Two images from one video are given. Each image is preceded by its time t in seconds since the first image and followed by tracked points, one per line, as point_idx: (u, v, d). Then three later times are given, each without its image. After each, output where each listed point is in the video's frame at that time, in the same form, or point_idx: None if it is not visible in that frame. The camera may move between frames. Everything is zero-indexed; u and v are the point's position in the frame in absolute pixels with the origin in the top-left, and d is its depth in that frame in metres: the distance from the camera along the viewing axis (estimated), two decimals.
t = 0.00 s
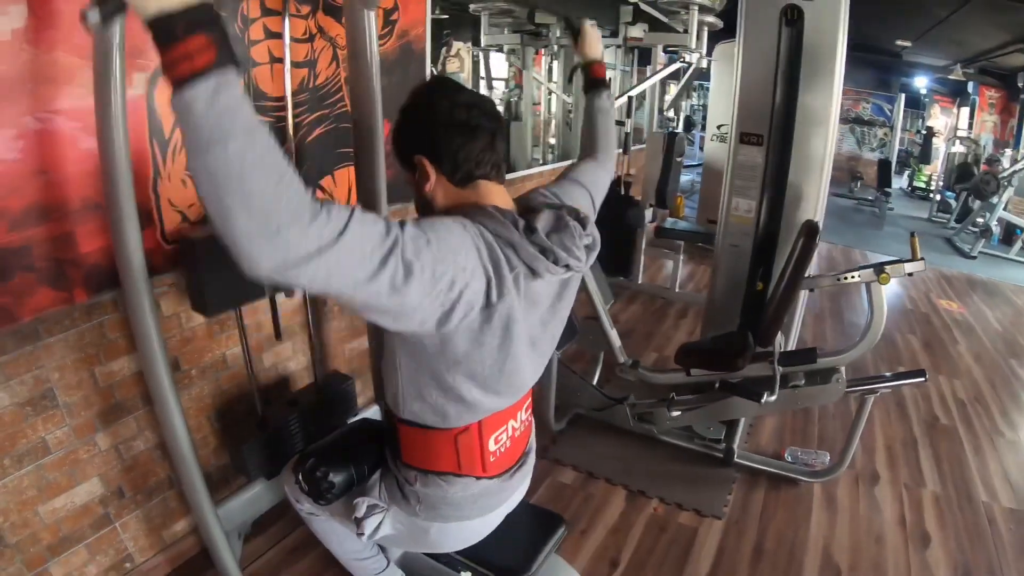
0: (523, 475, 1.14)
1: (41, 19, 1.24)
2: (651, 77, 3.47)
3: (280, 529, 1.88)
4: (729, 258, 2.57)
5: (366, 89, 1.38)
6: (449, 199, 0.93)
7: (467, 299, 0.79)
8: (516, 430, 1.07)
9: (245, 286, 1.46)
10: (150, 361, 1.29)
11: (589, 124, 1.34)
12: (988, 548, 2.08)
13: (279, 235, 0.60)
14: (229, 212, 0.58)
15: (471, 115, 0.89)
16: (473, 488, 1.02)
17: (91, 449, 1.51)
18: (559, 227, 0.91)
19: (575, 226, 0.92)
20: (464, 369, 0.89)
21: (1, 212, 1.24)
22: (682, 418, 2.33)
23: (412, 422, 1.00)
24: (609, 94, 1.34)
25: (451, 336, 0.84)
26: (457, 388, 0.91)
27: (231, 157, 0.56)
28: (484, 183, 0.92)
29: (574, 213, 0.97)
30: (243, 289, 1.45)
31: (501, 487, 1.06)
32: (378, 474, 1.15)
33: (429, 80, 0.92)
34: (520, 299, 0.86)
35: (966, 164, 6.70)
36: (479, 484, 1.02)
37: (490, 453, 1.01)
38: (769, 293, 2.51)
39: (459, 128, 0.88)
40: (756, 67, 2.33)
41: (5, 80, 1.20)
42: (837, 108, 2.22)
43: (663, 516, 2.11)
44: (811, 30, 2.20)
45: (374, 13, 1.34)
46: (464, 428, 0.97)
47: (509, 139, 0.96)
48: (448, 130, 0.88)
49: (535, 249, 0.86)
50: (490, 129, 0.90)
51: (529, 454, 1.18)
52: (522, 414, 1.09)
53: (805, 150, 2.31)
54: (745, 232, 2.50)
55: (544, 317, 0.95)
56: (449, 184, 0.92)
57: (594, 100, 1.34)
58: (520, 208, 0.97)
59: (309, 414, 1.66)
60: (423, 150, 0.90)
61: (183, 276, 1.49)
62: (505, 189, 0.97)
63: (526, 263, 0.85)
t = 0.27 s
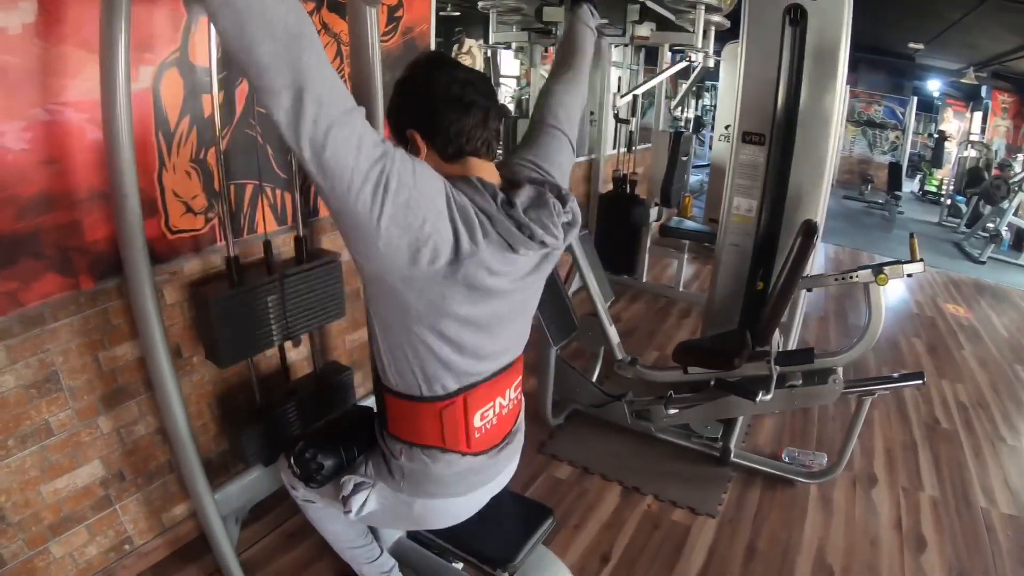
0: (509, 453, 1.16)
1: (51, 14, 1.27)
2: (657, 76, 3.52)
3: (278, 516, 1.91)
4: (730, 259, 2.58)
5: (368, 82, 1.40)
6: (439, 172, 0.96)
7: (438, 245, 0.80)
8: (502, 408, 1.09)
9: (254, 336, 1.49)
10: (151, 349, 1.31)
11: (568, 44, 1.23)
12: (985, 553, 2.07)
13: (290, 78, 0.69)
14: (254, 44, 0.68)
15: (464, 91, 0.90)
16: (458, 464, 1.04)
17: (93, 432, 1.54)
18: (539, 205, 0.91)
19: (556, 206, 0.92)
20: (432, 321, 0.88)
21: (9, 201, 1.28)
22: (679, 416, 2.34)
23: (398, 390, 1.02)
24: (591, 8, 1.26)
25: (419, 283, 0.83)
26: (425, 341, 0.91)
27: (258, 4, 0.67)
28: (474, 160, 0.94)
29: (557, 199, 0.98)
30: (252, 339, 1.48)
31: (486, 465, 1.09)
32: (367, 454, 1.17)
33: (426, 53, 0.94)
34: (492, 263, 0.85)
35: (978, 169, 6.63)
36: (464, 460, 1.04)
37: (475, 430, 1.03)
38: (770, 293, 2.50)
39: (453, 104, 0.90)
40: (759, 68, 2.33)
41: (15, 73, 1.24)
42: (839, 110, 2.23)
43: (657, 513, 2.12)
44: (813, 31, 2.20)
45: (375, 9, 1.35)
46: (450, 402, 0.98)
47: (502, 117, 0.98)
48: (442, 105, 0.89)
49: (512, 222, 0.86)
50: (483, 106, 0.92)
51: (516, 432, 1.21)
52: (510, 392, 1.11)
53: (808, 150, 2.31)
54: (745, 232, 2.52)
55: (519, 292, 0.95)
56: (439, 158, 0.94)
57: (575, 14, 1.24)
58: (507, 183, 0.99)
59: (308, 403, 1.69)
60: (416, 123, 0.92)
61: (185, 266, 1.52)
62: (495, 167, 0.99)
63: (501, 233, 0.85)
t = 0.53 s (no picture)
0: (502, 447, 1.19)
1: (63, 15, 1.31)
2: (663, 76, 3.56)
3: (280, 507, 1.95)
4: (732, 260, 2.59)
5: (371, 83, 1.44)
6: (435, 168, 0.99)
7: (432, 250, 0.84)
8: (495, 402, 1.11)
9: (256, 316, 1.52)
10: (158, 341, 1.35)
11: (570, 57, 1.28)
12: (983, 558, 2.06)
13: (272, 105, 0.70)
14: (237, 73, 0.68)
15: (461, 91, 0.93)
16: (449, 456, 1.07)
17: (100, 420, 1.59)
18: (530, 207, 0.93)
19: (547, 209, 0.94)
20: (426, 322, 0.91)
21: (22, 195, 1.32)
22: (678, 415, 2.36)
23: (392, 383, 1.05)
24: (593, 24, 1.30)
25: (412, 286, 0.87)
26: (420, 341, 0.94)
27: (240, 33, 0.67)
28: (468, 159, 0.97)
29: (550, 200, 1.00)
30: (254, 320, 1.51)
31: (478, 457, 1.12)
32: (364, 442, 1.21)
33: (427, 51, 0.97)
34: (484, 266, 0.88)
35: (989, 173, 6.58)
36: (455, 452, 1.07)
37: (466, 423, 1.06)
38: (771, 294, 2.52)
39: (449, 103, 0.92)
40: (762, 70, 2.35)
41: (28, 72, 1.28)
42: (841, 112, 2.24)
43: (653, 511, 2.14)
44: (815, 34, 2.21)
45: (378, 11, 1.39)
46: (441, 396, 1.01)
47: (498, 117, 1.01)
48: (438, 104, 0.92)
49: (503, 225, 0.89)
50: (479, 106, 0.95)
51: (510, 425, 1.24)
52: (503, 387, 1.14)
53: (809, 152, 2.32)
54: (747, 232, 2.53)
55: (513, 292, 0.97)
56: (434, 155, 0.97)
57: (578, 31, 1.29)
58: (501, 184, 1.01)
59: (310, 395, 1.72)
60: (413, 121, 0.95)
61: (192, 260, 1.55)
62: (490, 165, 1.02)
63: (493, 236, 0.88)
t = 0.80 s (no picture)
0: (505, 449, 1.21)
1: (77, 17, 1.35)
2: (668, 78, 3.52)
3: (286, 501, 1.99)
4: (735, 260, 2.60)
5: (377, 85, 1.46)
6: (437, 180, 1.01)
7: (450, 278, 0.88)
8: (498, 405, 1.13)
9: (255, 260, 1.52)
10: (167, 336, 1.38)
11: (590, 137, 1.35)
12: (983, 559, 2.07)
13: (274, 219, 0.66)
14: (236, 204, 0.65)
15: (459, 105, 0.95)
16: (452, 455, 1.09)
17: (110, 413, 1.62)
18: (539, 215, 0.95)
19: (554, 214, 0.97)
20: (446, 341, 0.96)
21: (36, 194, 1.36)
22: (680, 414, 2.38)
23: (399, 388, 1.09)
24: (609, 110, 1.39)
25: (432, 309, 0.92)
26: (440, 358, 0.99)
27: (237, 157, 0.63)
28: (470, 169, 0.99)
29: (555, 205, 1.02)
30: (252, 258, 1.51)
31: (481, 457, 1.13)
32: (369, 440, 1.24)
33: (425, 71, 0.98)
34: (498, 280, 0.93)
35: (998, 175, 6.55)
36: (458, 451, 1.09)
37: (469, 425, 1.07)
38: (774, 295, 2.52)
39: (448, 117, 0.95)
40: (766, 72, 2.36)
41: (42, 73, 1.32)
42: (843, 113, 2.26)
43: (655, 509, 2.15)
44: (817, 36, 2.23)
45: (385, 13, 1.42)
46: (445, 398, 1.04)
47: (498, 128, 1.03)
48: (436, 120, 0.94)
49: (514, 232, 0.91)
50: (478, 118, 0.96)
51: (513, 428, 1.25)
52: (506, 390, 1.15)
53: (813, 153, 2.33)
54: (751, 233, 2.53)
55: (528, 301, 1.01)
56: (436, 167, 0.99)
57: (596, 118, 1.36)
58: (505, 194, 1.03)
59: (316, 391, 1.75)
60: (414, 136, 0.98)
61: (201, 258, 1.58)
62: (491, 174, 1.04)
63: (506, 248, 0.92)
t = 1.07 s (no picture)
0: (514, 446, 1.22)
1: (95, 18, 1.37)
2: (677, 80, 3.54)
3: (296, 496, 2.01)
4: (743, 261, 2.60)
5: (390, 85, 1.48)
6: (429, 192, 1.05)
7: (457, 288, 0.93)
8: (506, 402, 1.14)
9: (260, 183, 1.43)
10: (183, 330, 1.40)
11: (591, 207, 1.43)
12: (988, 560, 2.07)
13: (308, 339, 0.78)
14: (276, 340, 0.77)
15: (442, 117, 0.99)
16: (461, 451, 1.11)
17: (124, 406, 1.65)
18: (521, 208, 1.02)
19: (533, 202, 1.04)
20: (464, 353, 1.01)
21: (55, 189, 1.39)
22: (687, 413, 2.39)
23: (407, 389, 1.11)
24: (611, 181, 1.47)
25: (448, 326, 0.97)
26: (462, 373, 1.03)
27: (274, 302, 0.75)
28: (459, 173, 1.03)
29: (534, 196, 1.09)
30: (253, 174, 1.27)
31: (490, 454, 1.15)
32: (381, 437, 1.25)
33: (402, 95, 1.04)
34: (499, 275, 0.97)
35: (1007, 178, 6.51)
36: (467, 447, 1.11)
37: (478, 421, 1.09)
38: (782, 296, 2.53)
39: (431, 130, 0.98)
40: (775, 75, 2.36)
41: (61, 71, 1.34)
42: (851, 115, 2.26)
43: (662, 507, 2.16)
44: (825, 39, 2.24)
45: (398, 15, 1.44)
46: (453, 396, 1.05)
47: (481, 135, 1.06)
48: (419, 134, 0.98)
49: (501, 223, 0.97)
50: (459, 125, 1.00)
51: (521, 425, 1.27)
52: (513, 387, 1.17)
53: (821, 155, 2.34)
54: (758, 234, 2.54)
55: (530, 293, 1.06)
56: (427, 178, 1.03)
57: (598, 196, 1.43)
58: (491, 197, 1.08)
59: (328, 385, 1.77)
60: (403, 154, 1.02)
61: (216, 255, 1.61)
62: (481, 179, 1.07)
63: (499, 241, 0.97)
